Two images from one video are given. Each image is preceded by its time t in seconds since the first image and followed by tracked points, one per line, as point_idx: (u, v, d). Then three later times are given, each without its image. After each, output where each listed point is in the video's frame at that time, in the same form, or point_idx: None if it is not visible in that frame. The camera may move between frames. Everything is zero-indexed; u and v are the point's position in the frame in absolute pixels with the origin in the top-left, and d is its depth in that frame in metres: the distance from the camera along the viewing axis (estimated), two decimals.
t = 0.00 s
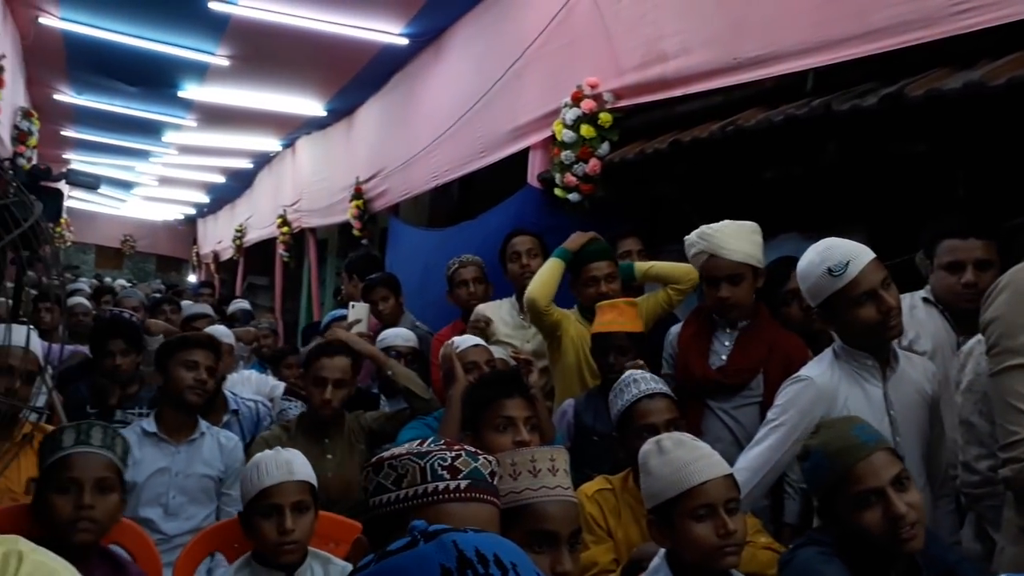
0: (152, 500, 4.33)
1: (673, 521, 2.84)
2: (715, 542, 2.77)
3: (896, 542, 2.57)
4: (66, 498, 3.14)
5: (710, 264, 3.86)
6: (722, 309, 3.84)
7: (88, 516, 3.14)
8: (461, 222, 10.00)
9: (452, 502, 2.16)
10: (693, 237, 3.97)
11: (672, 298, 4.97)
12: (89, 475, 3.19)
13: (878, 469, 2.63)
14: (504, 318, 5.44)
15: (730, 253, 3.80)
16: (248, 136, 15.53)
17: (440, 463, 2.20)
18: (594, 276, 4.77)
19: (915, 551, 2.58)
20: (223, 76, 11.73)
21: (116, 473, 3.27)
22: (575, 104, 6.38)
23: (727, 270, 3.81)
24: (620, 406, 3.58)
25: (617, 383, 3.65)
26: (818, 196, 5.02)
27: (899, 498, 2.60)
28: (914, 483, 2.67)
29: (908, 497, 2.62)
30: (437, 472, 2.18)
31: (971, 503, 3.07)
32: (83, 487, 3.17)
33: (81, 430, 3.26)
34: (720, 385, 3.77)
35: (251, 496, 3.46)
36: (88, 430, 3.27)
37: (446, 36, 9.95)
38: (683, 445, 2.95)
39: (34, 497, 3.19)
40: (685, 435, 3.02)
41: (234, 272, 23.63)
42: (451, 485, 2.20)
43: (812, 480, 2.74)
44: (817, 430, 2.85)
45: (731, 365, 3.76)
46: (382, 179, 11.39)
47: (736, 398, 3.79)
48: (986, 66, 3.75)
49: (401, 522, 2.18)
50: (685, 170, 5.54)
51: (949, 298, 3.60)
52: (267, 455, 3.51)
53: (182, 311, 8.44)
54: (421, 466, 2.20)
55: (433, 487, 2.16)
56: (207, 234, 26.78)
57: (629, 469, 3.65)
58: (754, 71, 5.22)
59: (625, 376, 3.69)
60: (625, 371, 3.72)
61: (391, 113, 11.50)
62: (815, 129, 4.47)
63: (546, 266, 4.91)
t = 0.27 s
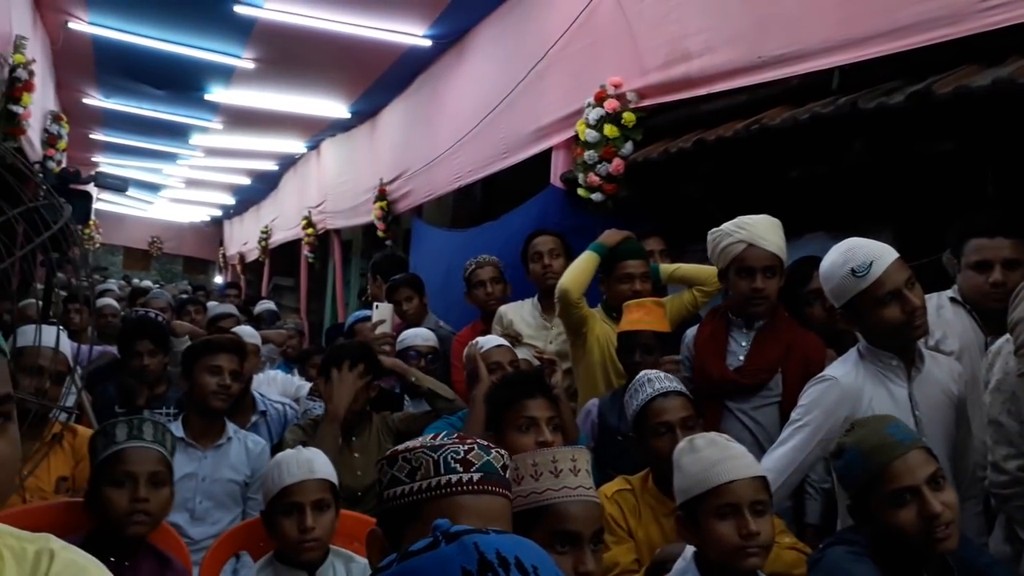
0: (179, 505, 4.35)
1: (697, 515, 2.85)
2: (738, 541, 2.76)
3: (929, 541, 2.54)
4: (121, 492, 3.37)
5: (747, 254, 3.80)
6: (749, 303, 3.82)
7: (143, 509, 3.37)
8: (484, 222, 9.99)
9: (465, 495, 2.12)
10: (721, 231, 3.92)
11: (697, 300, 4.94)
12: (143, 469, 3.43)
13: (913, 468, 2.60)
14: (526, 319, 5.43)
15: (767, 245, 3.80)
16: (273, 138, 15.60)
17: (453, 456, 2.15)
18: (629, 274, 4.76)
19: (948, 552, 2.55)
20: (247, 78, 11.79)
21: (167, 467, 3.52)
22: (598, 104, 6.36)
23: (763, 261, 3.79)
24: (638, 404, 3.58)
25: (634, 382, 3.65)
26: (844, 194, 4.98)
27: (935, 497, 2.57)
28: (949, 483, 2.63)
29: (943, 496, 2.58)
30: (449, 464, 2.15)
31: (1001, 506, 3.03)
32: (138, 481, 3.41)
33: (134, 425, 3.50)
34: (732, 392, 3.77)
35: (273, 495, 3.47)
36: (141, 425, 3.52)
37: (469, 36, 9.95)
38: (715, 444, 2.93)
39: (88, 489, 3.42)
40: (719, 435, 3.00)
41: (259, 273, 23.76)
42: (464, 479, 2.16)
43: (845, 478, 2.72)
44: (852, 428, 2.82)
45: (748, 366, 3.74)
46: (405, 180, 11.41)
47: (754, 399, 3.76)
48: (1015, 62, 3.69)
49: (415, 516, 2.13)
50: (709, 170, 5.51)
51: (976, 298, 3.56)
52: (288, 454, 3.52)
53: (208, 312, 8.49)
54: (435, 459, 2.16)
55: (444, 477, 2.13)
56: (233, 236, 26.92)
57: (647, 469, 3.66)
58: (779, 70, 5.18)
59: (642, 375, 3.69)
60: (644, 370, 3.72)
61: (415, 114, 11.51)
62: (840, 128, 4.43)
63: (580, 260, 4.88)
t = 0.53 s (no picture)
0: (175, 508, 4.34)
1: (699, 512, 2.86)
2: (740, 542, 2.76)
3: (928, 541, 2.54)
4: (135, 497, 3.38)
5: (751, 250, 3.76)
6: (748, 299, 3.79)
7: (156, 515, 3.37)
8: (483, 222, 9.99)
9: (452, 490, 2.16)
10: (723, 226, 3.86)
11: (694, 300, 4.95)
12: (157, 476, 3.43)
13: (912, 467, 2.60)
14: (524, 319, 5.44)
15: (772, 243, 3.78)
16: (273, 138, 15.59)
17: (441, 452, 2.20)
18: (630, 276, 4.78)
19: (948, 551, 2.54)
20: (247, 79, 11.78)
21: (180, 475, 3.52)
22: (597, 104, 6.35)
23: (768, 258, 3.76)
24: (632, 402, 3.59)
25: (627, 382, 3.65)
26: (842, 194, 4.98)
27: (933, 497, 2.57)
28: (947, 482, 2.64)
29: (941, 495, 2.58)
30: (438, 459, 2.18)
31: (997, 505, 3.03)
32: (151, 487, 3.41)
33: (150, 432, 3.51)
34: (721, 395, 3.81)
35: (281, 493, 3.45)
36: (156, 432, 3.53)
37: (469, 36, 9.96)
38: (722, 443, 2.92)
39: (100, 494, 3.41)
40: (727, 434, 3.00)
41: (258, 274, 23.75)
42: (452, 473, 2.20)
43: (843, 479, 2.72)
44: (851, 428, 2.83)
45: (742, 366, 3.75)
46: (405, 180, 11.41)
47: (747, 399, 3.78)
48: (1015, 62, 3.69)
49: (403, 510, 2.17)
50: (707, 170, 5.51)
51: (974, 298, 3.56)
52: (298, 453, 3.50)
53: (207, 312, 8.48)
54: (423, 454, 2.20)
55: (433, 473, 2.17)
56: (233, 236, 26.92)
57: (641, 468, 3.66)
58: (778, 70, 5.18)
59: (636, 375, 3.69)
60: (638, 370, 3.72)
61: (414, 114, 11.51)
62: (839, 128, 4.43)
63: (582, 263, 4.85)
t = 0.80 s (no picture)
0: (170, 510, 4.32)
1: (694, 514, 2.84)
2: (739, 543, 2.77)
3: (917, 542, 2.55)
4: (141, 490, 3.40)
5: (750, 251, 3.74)
6: (744, 299, 3.78)
7: (162, 508, 3.38)
8: (478, 223, 9.99)
9: (438, 484, 2.18)
10: (721, 226, 3.85)
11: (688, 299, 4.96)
12: (164, 470, 3.45)
13: (900, 470, 2.62)
14: (518, 319, 5.44)
15: (770, 244, 3.76)
16: (267, 138, 15.58)
17: (428, 448, 2.23)
18: (614, 277, 4.76)
19: (936, 553, 2.56)
20: (242, 78, 11.77)
21: (187, 470, 3.53)
22: (592, 104, 6.36)
23: (766, 259, 3.75)
24: (625, 403, 3.59)
25: (620, 382, 3.66)
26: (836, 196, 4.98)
27: (921, 499, 2.58)
28: (935, 483, 2.65)
29: (929, 497, 2.60)
30: (424, 454, 2.21)
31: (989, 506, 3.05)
32: (158, 480, 3.43)
33: (156, 427, 3.53)
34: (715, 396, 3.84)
35: (281, 494, 3.45)
36: (163, 427, 3.54)
37: (464, 37, 9.96)
38: (712, 444, 2.93)
39: (108, 489, 3.44)
40: (713, 434, 3.00)
41: (253, 274, 23.72)
42: (439, 468, 2.22)
43: (832, 480, 2.73)
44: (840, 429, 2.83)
45: (740, 368, 3.78)
46: (400, 181, 11.41)
47: (744, 401, 3.80)
48: (1009, 64, 3.70)
49: (389, 505, 2.19)
50: (702, 171, 5.52)
51: (968, 299, 3.57)
52: (299, 454, 3.49)
53: (201, 312, 8.46)
54: (409, 450, 2.23)
55: (420, 468, 2.19)
56: (226, 236, 26.88)
57: (635, 469, 3.66)
58: (773, 71, 5.19)
59: (629, 376, 3.69)
60: (631, 371, 3.73)
61: (409, 114, 11.50)
62: (833, 128, 4.44)
63: (564, 266, 4.90)
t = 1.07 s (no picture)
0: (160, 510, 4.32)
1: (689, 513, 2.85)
2: (736, 542, 2.78)
3: (905, 544, 2.56)
4: (149, 487, 3.39)
5: (749, 249, 3.77)
6: (743, 297, 3.79)
7: (169, 505, 3.38)
8: (473, 222, 9.99)
9: (439, 484, 2.19)
10: (720, 225, 3.87)
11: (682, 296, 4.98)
12: (171, 467, 3.44)
13: (888, 470, 2.63)
14: (513, 318, 5.45)
15: (768, 242, 3.79)
16: (262, 136, 15.56)
17: (429, 447, 2.23)
18: (600, 277, 4.76)
19: (924, 554, 2.57)
20: (236, 77, 11.76)
21: (194, 468, 3.52)
22: (587, 103, 6.36)
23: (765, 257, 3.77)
24: (622, 402, 3.60)
25: (618, 380, 3.67)
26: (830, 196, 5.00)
27: (909, 500, 2.59)
28: (922, 484, 2.66)
29: (916, 498, 2.61)
30: (425, 455, 2.22)
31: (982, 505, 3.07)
32: (166, 477, 3.42)
33: (165, 425, 3.53)
34: (718, 395, 3.84)
35: (269, 495, 3.45)
36: (173, 425, 3.54)
37: (459, 36, 9.96)
38: (704, 443, 2.95)
39: (118, 487, 3.44)
40: (703, 433, 3.02)
41: (246, 273, 23.70)
42: (440, 468, 2.23)
43: (821, 480, 2.75)
44: (830, 429, 2.85)
45: (741, 367, 3.79)
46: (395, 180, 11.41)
47: (744, 401, 3.81)
48: (1003, 63, 3.71)
49: (390, 504, 2.20)
50: (697, 171, 5.53)
51: (961, 298, 3.59)
52: (286, 454, 3.51)
53: (195, 310, 8.46)
54: (410, 450, 2.23)
55: (422, 468, 2.20)
56: (221, 235, 26.86)
57: (630, 467, 3.68)
58: (768, 70, 5.20)
59: (625, 373, 3.71)
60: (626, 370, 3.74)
61: (404, 113, 11.50)
62: (828, 128, 4.45)
63: (550, 267, 4.94)
